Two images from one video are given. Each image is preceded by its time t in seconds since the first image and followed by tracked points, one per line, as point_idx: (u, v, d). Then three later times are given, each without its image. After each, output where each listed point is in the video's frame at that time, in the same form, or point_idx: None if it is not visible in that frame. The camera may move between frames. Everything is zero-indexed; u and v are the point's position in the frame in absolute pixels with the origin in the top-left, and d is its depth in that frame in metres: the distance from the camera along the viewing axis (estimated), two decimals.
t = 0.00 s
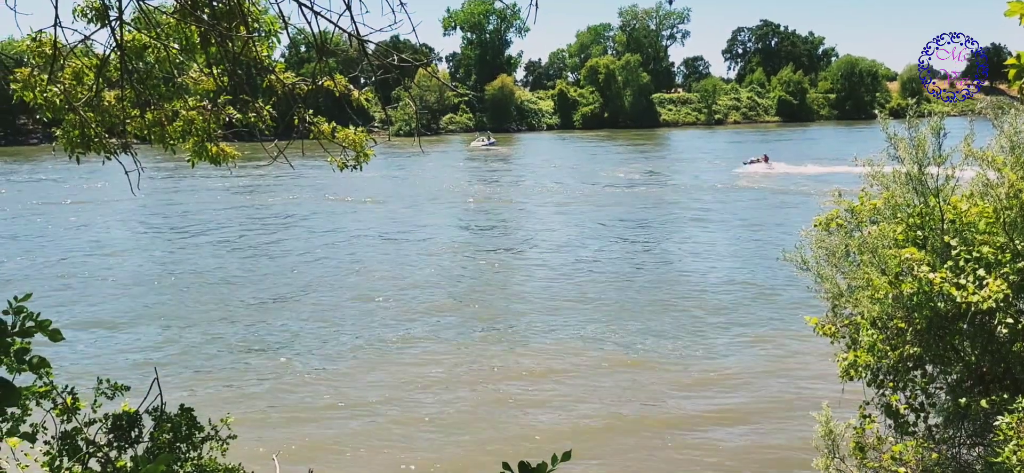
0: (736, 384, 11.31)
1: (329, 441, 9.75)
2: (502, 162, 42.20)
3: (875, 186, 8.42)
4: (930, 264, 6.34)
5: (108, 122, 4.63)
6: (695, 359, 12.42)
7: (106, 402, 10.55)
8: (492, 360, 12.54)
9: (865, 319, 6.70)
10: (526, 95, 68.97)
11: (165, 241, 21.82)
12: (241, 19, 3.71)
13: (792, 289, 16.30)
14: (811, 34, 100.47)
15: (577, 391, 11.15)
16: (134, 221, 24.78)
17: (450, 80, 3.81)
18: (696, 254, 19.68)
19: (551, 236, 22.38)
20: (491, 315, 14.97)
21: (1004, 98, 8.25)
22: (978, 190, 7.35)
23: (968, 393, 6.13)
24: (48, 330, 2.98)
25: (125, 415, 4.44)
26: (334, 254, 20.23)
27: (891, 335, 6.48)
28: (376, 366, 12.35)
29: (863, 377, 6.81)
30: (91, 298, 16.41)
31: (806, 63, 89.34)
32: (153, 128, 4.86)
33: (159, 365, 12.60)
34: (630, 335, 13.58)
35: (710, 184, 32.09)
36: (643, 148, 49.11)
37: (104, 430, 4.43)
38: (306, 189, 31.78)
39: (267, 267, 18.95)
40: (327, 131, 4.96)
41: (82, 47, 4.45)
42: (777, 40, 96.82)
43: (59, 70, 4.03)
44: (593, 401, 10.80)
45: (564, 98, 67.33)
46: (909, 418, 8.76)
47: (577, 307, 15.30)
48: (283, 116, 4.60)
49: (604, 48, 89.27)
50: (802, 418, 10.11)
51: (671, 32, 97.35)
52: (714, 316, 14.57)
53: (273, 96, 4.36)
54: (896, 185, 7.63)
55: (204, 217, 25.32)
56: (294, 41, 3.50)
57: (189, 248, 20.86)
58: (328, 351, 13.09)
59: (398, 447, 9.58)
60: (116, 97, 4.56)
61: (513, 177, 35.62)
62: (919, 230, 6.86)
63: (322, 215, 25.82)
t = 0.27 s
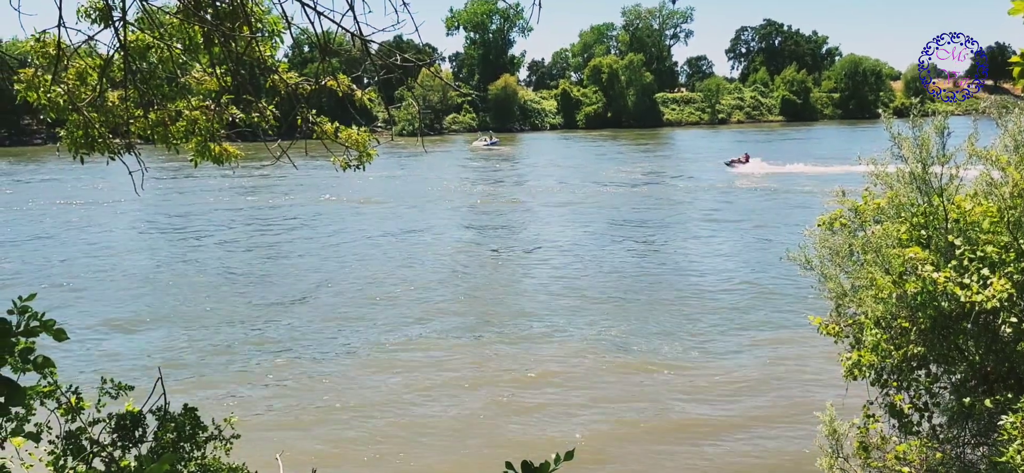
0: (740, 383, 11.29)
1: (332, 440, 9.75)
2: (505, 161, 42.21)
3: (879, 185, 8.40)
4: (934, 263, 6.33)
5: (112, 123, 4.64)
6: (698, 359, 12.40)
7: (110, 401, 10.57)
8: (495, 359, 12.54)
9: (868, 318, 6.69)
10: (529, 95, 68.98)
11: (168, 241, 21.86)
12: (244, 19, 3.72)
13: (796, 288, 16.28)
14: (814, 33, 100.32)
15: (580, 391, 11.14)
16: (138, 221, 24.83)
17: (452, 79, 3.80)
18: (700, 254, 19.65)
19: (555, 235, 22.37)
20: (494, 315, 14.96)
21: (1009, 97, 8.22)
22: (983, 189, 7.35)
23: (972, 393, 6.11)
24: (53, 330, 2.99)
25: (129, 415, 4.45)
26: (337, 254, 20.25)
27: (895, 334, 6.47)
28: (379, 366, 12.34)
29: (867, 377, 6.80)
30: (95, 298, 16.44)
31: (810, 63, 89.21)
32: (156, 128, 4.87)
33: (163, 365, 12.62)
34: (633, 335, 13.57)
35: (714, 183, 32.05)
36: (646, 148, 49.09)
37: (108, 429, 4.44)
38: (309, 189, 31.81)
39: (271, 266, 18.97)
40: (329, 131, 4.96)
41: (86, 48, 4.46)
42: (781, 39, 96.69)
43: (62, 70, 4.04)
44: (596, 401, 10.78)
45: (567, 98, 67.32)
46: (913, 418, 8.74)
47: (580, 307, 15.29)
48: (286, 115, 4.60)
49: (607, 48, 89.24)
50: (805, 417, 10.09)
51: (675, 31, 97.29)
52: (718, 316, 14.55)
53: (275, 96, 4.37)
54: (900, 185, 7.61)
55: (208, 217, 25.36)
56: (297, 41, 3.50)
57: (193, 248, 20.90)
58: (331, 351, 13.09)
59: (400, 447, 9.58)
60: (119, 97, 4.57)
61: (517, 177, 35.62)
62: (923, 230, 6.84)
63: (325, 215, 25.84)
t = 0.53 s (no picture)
0: (742, 383, 11.28)
1: (334, 440, 9.76)
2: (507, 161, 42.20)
3: (881, 184, 8.39)
4: (937, 262, 6.32)
5: (114, 124, 4.65)
6: (701, 358, 12.39)
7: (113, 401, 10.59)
8: (498, 359, 12.53)
9: (871, 318, 6.68)
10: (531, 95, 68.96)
11: (171, 241, 21.88)
12: (246, 19, 3.71)
13: (798, 288, 16.26)
14: (817, 32, 100.18)
15: (582, 390, 11.14)
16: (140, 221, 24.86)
17: (454, 79, 3.80)
18: (702, 253, 19.64)
19: (557, 235, 22.37)
20: (497, 315, 14.96)
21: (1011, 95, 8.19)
22: (985, 189, 7.33)
23: (976, 392, 6.10)
24: (55, 330, 2.99)
25: (132, 414, 4.45)
26: (339, 253, 20.26)
27: (898, 333, 6.46)
28: (381, 366, 12.35)
29: (870, 376, 6.79)
30: (98, 298, 16.46)
31: (813, 61, 89.10)
32: (158, 128, 4.87)
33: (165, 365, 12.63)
34: (636, 335, 13.56)
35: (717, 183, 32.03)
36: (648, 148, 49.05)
37: (111, 429, 4.44)
38: (311, 188, 31.83)
39: (273, 266, 18.98)
40: (331, 130, 4.96)
41: (88, 48, 4.46)
42: (784, 38, 96.58)
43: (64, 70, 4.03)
44: (598, 400, 10.78)
45: (569, 97, 67.30)
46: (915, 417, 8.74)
47: (583, 307, 15.28)
48: (288, 115, 4.60)
49: (609, 47, 89.19)
50: (807, 417, 10.09)
51: (677, 31, 97.21)
52: (720, 316, 14.54)
53: (278, 96, 4.36)
54: (903, 184, 7.60)
55: (211, 217, 25.39)
56: (299, 41, 3.50)
57: (196, 248, 20.91)
58: (334, 350, 13.10)
59: (403, 446, 9.58)
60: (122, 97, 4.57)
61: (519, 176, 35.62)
62: (926, 229, 6.83)
63: (328, 215, 25.86)
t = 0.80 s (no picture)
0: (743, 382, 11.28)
1: (336, 439, 9.77)
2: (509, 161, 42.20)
3: (883, 184, 8.38)
4: (939, 262, 6.31)
5: (116, 124, 4.65)
6: (703, 358, 12.39)
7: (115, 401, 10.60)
8: (499, 359, 12.53)
9: (873, 317, 6.68)
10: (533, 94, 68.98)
11: (173, 241, 21.91)
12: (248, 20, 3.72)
13: (800, 287, 16.25)
14: (819, 31, 100.12)
15: (583, 390, 11.14)
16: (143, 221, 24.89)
17: (456, 79, 3.80)
18: (704, 253, 19.63)
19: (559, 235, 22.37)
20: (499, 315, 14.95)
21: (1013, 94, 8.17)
22: (987, 188, 7.32)
23: (978, 392, 6.09)
24: (58, 330, 3.00)
25: (135, 414, 4.46)
26: (341, 253, 20.28)
27: (900, 333, 6.45)
28: (383, 365, 12.36)
29: (872, 376, 6.78)
30: (100, 298, 16.49)
31: (815, 61, 89.03)
32: (160, 128, 4.88)
33: (167, 365, 12.65)
34: (638, 334, 13.56)
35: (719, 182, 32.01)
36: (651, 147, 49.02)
37: (114, 429, 4.45)
38: (313, 188, 31.85)
39: (275, 266, 19.00)
40: (334, 130, 4.96)
41: (90, 48, 4.46)
42: (786, 37, 96.51)
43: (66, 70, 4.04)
44: (600, 399, 10.78)
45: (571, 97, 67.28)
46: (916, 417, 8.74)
47: (584, 307, 15.29)
48: (290, 115, 4.60)
49: (611, 47, 89.15)
50: (808, 416, 10.08)
51: (679, 30, 97.18)
52: (722, 315, 14.54)
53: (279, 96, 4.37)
54: (905, 183, 7.59)
55: (212, 217, 25.42)
56: (301, 41, 3.51)
57: (198, 248, 20.94)
58: (335, 350, 13.10)
59: (404, 446, 9.59)
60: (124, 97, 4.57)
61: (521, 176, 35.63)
62: (929, 228, 6.82)
63: (329, 215, 25.88)
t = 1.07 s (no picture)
0: (745, 382, 11.27)
1: (338, 439, 9.77)
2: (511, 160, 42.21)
3: (887, 183, 8.37)
4: (942, 262, 6.31)
5: (119, 123, 4.66)
6: (705, 357, 12.37)
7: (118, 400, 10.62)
8: (501, 359, 12.52)
9: (876, 317, 6.67)
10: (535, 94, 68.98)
11: (175, 240, 21.94)
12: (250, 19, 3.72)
13: (803, 287, 16.22)
14: (822, 30, 99.99)
15: (585, 389, 11.14)
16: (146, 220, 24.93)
17: (458, 78, 3.80)
18: (706, 252, 19.61)
19: (561, 234, 22.37)
20: (501, 314, 14.94)
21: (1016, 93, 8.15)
22: (990, 187, 7.30)
23: (982, 392, 6.07)
24: (61, 329, 3.00)
25: (137, 413, 4.47)
26: (343, 253, 20.29)
27: (903, 333, 6.44)
28: (384, 365, 12.36)
29: (875, 375, 6.77)
30: (103, 297, 16.51)
31: (818, 60, 88.94)
32: (162, 128, 4.88)
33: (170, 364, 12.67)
34: (640, 334, 13.55)
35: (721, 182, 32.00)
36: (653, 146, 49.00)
37: (117, 428, 4.45)
38: (315, 188, 31.88)
39: (278, 265, 19.02)
40: (337, 130, 4.96)
41: (92, 48, 4.47)
42: (788, 36, 96.43)
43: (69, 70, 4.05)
44: (602, 400, 10.77)
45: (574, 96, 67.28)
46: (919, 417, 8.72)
47: (586, 306, 15.28)
48: (293, 114, 4.60)
49: (614, 46, 89.12)
50: (810, 416, 10.07)
51: (681, 30, 97.16)
52: (725, 315, 14.52)
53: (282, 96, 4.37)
54: (908, 183, 7.58)
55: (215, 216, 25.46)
56: (303, 41, 3.51)
57: (201, 248, 20.97)
58: (337, 350, 13.10)
59: (406, 445, 9.59)
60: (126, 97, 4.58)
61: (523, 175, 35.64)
62: (931, 228, 6.82)
63: (332, 214, 25.89)
